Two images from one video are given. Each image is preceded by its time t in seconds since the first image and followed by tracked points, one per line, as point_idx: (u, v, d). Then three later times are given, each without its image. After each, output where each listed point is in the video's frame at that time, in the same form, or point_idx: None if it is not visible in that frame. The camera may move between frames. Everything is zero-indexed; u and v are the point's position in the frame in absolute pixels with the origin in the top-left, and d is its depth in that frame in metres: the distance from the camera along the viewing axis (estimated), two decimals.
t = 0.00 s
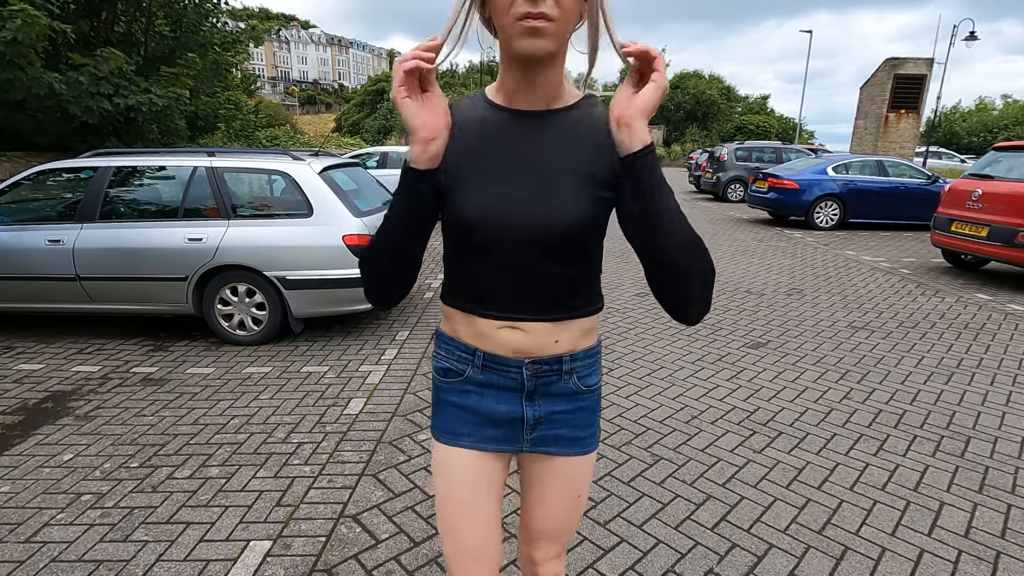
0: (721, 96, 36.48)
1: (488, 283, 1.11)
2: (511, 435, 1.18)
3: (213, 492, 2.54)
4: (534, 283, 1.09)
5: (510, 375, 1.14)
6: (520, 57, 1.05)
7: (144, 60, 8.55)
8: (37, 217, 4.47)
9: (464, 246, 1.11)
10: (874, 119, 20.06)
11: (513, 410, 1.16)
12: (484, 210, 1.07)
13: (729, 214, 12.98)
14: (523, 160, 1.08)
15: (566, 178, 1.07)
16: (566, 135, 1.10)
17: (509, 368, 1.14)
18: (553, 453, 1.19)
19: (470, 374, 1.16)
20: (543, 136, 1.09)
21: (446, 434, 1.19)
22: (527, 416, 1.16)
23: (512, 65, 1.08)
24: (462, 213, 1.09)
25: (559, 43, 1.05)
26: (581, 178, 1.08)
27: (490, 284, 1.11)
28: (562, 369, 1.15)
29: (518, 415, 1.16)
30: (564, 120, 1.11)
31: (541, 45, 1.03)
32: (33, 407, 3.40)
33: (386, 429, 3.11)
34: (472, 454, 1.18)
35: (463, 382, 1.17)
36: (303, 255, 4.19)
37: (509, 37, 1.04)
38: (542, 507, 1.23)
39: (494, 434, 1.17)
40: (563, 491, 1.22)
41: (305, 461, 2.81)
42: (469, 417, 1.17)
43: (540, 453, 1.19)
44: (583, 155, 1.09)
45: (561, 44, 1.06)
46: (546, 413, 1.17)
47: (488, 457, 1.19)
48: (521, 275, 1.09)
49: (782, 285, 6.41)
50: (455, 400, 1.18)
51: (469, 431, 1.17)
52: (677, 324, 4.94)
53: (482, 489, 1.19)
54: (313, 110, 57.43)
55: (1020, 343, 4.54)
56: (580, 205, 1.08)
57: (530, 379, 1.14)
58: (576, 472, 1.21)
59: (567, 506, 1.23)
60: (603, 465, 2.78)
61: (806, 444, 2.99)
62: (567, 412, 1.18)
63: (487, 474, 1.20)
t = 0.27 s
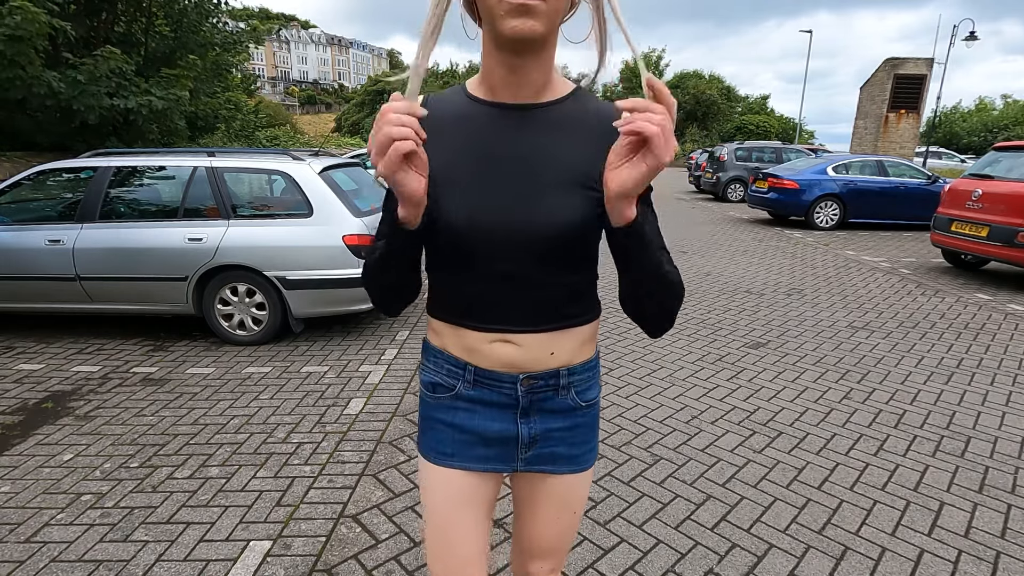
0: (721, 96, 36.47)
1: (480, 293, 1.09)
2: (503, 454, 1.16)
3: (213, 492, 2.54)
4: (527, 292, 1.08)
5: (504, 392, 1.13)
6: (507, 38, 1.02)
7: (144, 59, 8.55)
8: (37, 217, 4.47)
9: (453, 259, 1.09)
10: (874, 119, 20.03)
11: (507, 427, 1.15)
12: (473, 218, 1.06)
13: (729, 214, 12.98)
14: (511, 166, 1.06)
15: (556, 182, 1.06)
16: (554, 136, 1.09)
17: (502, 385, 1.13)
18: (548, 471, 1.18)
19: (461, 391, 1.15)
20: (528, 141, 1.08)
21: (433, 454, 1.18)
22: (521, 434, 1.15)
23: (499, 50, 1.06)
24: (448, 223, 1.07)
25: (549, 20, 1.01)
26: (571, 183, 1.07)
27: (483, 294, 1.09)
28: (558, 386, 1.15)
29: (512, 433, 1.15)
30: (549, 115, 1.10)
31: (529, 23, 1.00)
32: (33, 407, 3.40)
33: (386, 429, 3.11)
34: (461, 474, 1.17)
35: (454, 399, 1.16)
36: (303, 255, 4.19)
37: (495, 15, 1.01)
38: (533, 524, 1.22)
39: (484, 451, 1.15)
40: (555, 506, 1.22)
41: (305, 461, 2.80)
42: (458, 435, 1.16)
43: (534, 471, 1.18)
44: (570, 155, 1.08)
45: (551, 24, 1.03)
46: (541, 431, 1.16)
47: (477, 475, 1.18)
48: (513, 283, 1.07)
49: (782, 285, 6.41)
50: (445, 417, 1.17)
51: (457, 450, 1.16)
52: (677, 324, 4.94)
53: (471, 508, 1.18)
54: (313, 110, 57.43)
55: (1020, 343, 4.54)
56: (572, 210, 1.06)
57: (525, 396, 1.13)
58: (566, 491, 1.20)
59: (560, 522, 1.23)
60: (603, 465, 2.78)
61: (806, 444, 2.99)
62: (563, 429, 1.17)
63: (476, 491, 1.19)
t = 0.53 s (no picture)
0: (721, 96, 36.46)
1: (475, 297, 1.08)
2: (495, 467, 1.15)
3: (213, 492, 2.54)
4: (523, 295, 1.07)
5: (497, 405, 1.13)
6: (495, 29, 1.01)
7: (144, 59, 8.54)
8: (37, 218, 4.47)
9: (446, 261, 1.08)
10: (874, 119, 20.03)
11: (500, 441, 1.14)
12: (467, 219, 1.05)
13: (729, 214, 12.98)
14: (504, 164, 1.06)
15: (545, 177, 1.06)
16: (547, 132, 1.08)
17: (496, 397, 1.12)
18: (542, 483, 1.18)
19: (452, 403, 1.15)
20: (523, 138, 1.07)
21: (424, 468, 1.17)
22: (515, 447, 1.14)
23: (487, 42, 1.06)
24: (441, 224, 1.06)
25: (538, 11, 1.01)
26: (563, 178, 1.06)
27: (477, 297, 1.08)
28: (554, 398, 1.14)
29: (505, 446, 1.14)
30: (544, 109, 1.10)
31: (519, 14, 0.99)
32: (33, 407, 3.40)
33: (386, 430, 3.11)
34: (452, 489, 1.16)
35: (446, 412, 1.16)
36: (303, 255, 4.19)
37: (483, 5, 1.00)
38: (530, 539, 1.21)
39: (476, 464, 1.15)
40: (550, 520, 1.20)
41: (305, 461, 2.81)
42: (449, 447, 1.15)
43: (527, 485, 1.18)
44: (563, 150, 1.08)
45: (541, 16, 1.03)
46: (535, 443, 1.15)
47: (469, 490, 1.17)
48: (508, 285, 1.06)
49: (782, 285, 6.41)
50: (436, 430, 1.16)
51: (448, 464, 1.15)
52: (677, 325, 4.94)
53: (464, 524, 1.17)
54: (313, 110, 57.44)
55: (1020, 343, 4.54)
56: (567, 210, 1.06)
57: (519, 408, 1.13)
58: (562, 505, 1.19)
59: (556, 535, 1.21)
60: (603, 465, 2.78)
61: (806, 444, 2.99)
62: (557, 441, 1.17)
63: (468, 506, 1.18)
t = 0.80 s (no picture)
0: (722, 96, 36.45)
1: (475, 297, 1.08)
2: (494, 469, 1.16)
3: (213, 492, 2.54)
4: (524, 294, 1.07)
5: (497, 407, 1.13)
6: (497, 44, 1.02)
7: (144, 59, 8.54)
8: (38, 217, 4.48)
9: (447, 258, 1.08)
10: (874, 120, 20.03)
11: (500, 443, 1.15)
12: (467, 219, 1.04)
13: (729, 214, 12.98)
14: (506, 161, 1.05)
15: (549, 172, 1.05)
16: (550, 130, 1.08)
17: (495, 398, 1.12)
18: (542, 486, 1.18)
19: (451, 404, 1.15)
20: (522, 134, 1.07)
21: (424, 471, 1.18)
22: (514, 450, 1.14)
23: (490, 53, 1.07)
24: (441, 221, 1.06)
25: (541, 26, 1.02)
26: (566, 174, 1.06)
27: (478, 297, 1.08)
28: (554, 399, 1.14)
29: (504, 447, 1.15)
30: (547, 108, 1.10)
31: (522, 32, 1.00)
32: (33, 407, 3.40)
33: (386, 429, 3.11)
34: (452, 491, 1.17)
35: (444, 414, 1.16)
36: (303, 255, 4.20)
37: (486, 20, 1.01)
38: (530, 541, 1.22)
39: (475, 466, 1.15)
40: (550, 521, 1.21)
41: (305, 461, 2.81)
42: (447, 448, 1.15)
43: (527, 487, 1.18)
44: (566, 147, 1.07)
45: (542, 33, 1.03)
46: (534, 445, 1.16)
47: (469, 492, 1.18)
48: (509, 285, 1.06)
49: (782, 285, 6.41)
50: (435, 432, 1.17)
51: (447, 467, 1.16)
52: (677, 325, 4.94)
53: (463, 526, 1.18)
54: (313, 110, 57.40)
55: (1020, 343, 4.54)
56: (568, 207, 1.05)
57: (519, 410, 1.13)
58: (562, 507, 1.20)
59: (556, 536, 1.22)
60: (603, 465, 2.79)
61: (806, 444, 2.99)
62: (557, 443, 1.17)
63: (469, 508, 1.19)
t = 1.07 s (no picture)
0: (722, 96, 36.45)
1: (477, 301, 1.08)
2: (498, 467, 1.16)
3: (214, 492, 2.54)
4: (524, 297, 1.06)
5: (500, 406, 1.13)
6: (503, 48, 1.01)
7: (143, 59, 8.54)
8: (38, 217, 4.48)
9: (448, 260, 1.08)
10: (874, 119, 20.03)
11: (503, 442, 1.15)
12: (469, 220, 1.04)
13: (729, 214, 12.98)
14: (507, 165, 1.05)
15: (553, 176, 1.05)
16: (555, 132, 1.08)
17: (498, 397, 1.12)
18: (545, 484, 1.18)
19: (455, 403, 1.15)
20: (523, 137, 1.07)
21: (428, 468, 1.18)
22: (518, 448, 1.14)
23: (495, 55, 1.04)
24: (442, 225, 1.06)
25: (548, 29, 1.01)
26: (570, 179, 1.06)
27: (480, 299, 1.08)
28: (557, 398, 1.14)
29: (507, 446, 1.15)
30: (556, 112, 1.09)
31: (530, 33, 0.99)
32: (33, 407, 3.40)
33: (386, 429, 3.11)
34: (457, 489, 1.17)
35: (448, 412, 1.16)
36: (303, 255, 4.20)
37: (494, 22, 1.00)
38: (532, 539, 1.22)
39: (479, 464, 1.15)
40: (553, 520, 1.21)
41: (305, 461, 2.81)
42: (452, 446, 1.15)
43: (531, 485, 1.18)
44: (570, 150, 1.06)
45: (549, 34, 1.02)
46: (538, 444, 1.15)
47: (474, 490, 1.17)
48: (511, 289, 1.06)
49: (782, 285, 6.41)
50: (440, 430, 1.17)
51: (451, 465, 1.16)
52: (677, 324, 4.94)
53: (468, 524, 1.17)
54: (312, 110, 57.38)
55: (1020, 343, 4.54)
56: (569, 210, 1.05)
57: (522, 409, 1.13)
58: (565, 505, 1.20)
59: (559, 534, 1.22)
60: (603, 466, 2.79)
61: (806, 444, 2.99)
62: (560, 441, 1.17)
63: (473, 506, 1.18)
